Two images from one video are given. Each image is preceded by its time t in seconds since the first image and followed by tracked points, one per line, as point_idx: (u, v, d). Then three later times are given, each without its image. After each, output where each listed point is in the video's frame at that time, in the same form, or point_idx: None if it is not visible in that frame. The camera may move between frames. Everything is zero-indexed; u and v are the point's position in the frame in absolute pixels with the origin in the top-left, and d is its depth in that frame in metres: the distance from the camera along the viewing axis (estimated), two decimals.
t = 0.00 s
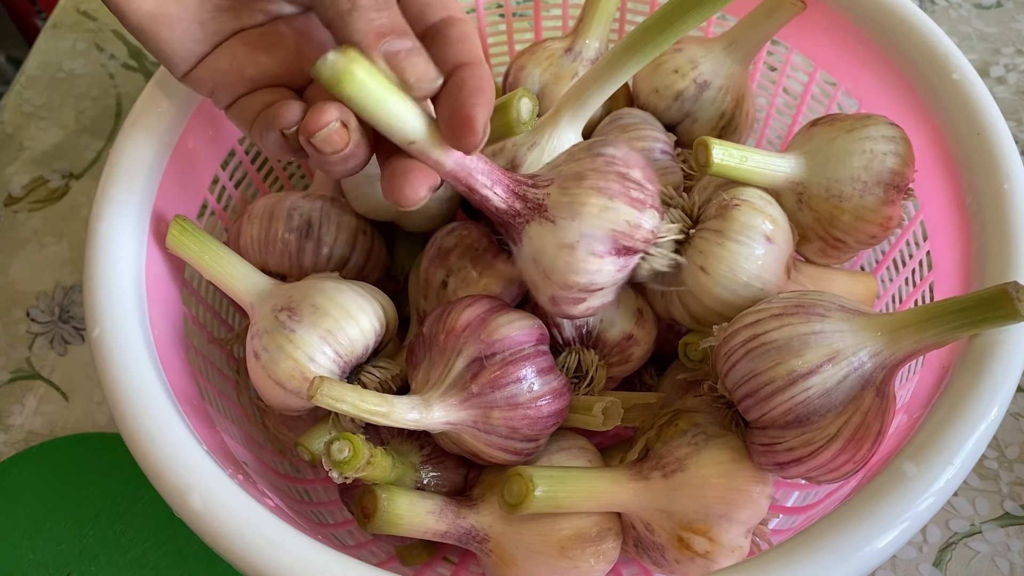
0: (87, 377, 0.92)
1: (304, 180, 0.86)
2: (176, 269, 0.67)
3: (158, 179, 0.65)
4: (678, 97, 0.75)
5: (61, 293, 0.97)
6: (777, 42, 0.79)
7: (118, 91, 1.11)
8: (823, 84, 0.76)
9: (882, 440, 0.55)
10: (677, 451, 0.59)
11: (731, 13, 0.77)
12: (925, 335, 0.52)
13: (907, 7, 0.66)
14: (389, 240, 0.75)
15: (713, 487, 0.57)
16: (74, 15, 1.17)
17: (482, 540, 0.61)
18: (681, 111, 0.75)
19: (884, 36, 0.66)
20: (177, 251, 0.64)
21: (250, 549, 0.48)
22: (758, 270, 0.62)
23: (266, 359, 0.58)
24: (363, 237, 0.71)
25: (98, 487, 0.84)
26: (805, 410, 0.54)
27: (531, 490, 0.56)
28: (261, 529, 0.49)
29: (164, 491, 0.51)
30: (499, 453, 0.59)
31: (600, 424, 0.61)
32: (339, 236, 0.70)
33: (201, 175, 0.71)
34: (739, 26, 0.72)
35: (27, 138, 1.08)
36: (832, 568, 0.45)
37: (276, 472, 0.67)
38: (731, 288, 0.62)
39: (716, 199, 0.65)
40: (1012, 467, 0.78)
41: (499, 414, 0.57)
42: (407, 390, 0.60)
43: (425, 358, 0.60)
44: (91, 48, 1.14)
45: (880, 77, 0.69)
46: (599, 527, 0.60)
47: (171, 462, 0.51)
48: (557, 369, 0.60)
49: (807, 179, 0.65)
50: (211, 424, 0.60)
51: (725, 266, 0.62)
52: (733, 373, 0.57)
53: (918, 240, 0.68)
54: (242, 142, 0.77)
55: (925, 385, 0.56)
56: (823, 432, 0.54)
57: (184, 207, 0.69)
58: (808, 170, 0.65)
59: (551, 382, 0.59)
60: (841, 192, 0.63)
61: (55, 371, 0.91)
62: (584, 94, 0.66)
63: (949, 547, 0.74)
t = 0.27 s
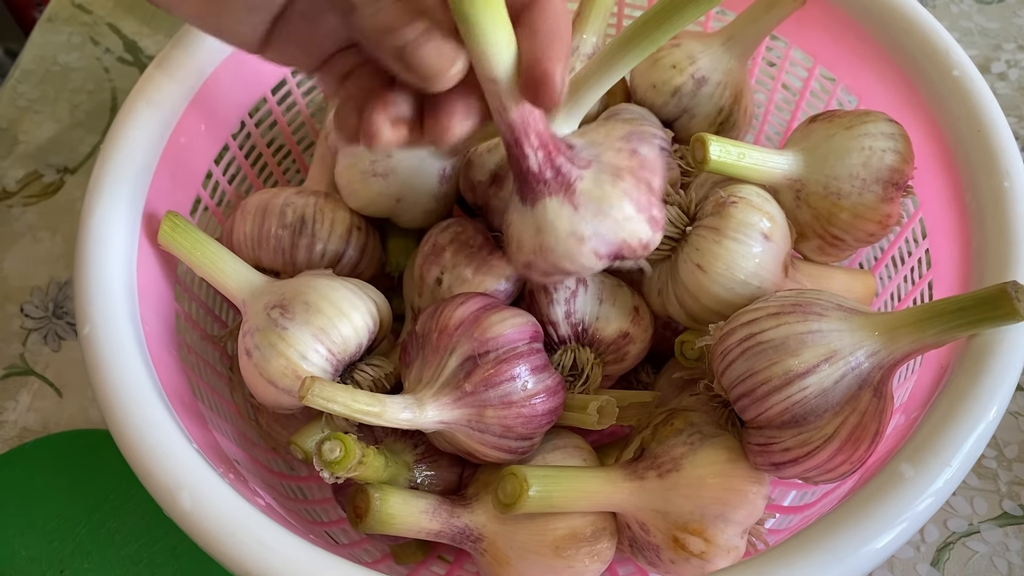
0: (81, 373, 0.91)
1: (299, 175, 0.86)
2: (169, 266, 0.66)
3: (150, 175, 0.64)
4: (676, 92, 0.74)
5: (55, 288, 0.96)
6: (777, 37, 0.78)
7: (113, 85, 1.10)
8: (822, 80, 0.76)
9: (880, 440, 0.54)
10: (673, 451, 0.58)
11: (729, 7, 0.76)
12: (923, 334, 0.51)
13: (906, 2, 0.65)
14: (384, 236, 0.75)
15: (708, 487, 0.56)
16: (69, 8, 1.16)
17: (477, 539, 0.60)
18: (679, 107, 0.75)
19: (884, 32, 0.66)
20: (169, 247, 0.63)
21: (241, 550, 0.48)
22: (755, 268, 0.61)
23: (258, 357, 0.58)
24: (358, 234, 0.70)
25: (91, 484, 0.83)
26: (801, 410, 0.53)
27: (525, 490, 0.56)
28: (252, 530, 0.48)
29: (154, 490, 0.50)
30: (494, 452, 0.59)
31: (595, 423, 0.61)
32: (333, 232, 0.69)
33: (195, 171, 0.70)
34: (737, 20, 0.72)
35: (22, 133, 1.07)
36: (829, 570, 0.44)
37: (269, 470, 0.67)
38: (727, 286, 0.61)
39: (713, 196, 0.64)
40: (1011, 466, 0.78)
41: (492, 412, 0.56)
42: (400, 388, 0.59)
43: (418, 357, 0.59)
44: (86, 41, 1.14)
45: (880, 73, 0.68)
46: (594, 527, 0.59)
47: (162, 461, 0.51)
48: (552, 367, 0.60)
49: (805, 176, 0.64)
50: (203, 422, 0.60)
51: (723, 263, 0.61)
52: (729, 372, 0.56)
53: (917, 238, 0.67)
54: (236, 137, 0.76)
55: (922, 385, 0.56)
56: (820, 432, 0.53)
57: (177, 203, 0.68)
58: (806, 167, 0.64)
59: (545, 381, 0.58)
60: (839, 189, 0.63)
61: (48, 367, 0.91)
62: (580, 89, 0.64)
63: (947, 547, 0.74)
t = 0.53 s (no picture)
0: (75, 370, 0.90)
1: (296, 169, 0.85)
2: (162, 263, 0.66)
3: (143, 170, 0.63)
4: (676, 88, 0.73)
5: (50, 284, 0.95)
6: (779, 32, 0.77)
7: (109, 78, 1.09)
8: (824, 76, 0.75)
9: (881, 441, 0.53)
10: (672, 452, 0.57)
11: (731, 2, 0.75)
12: (926, 335, 0.51)
13: None
14: (381, 232, 0.74)
15: (708, 489, 0.56)
16: (64, 1, 1.15)
17: (473, 540, 0.59)
18: (679, 103, 0.74)
19: (889, 27, 0.65)
20: (163, 243, 0.63)
21: (233, 551, 0.47)
22: (756, 267, 0.60)
23: (252, 355, 0.57)
24: (354, 230, 0.70)
25: (85, 482, 0.83)
26: (802, 411, 0.52)
27: (522, 490, 0.55)
28: (244, 531, 0.48)
29: (145, 491, 0.49)
30: (490, 452, 0.58)
31: (593, 423, 0.60)
32: (329, 228, 0.68)
33: (189, 166, 0.69)
34: (739, 15, 0.71)
35: (17, 127, 1.06)
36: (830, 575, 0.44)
37: (264, 469, 0.66)
38: (728, 284, 0.61)
39: (714, 193, 0.63)
40: (1013, 467, 0.77)
41: (490, 412, 0.55)
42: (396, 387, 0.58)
43: (415, 355, 0.59)
44: (82, 34, 1.12)
45: (883, 69, 0.67)
46: (592, 528, 0.58)
47: (153, 461, 0.50)
48: (550, 366, 0.59)
49: (807, 173, 0.63)
50: (196, 421, 0.59)
51: (723, 262, 0.60)
52: (729, 372, 0.56)
53: (920, 236, 0.66)
54: (231, 132, 0.75)
55: (924, 386, 0.55)
56: (820, 433, 0.53)
57: (170, 199, 0.67)
58: (808, 164, 0.63)
59: (543, 380, 0.57)
60: (841, 187, 0.62)
61: (43, 363, 0.90)
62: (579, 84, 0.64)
63: (948, 548, 0.73)
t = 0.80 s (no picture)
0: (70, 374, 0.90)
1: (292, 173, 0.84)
2: (156, 269, 0.65)
3: (138, 177, 0.63)
4: (675, 94, 0.72)
5: (45, 287, 0.95)
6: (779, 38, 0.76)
7: (105, 80, 1.09)
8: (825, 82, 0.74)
9: (880, 454, 0.53)
10: (669, 463, 0.57)
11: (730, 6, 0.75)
12: (926, 348, 0.50)
13: (912, 4, 0.64)
14: (378, 238, 0.74)
15: (705, 501, 0.55)
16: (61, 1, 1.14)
17: (468, 551, 0.59)
18: (678, 109, 0.73)
19: (889, 34, 0.64)
20: (157, 251, 0.62)
21: (226, 565, 0.47)
22: (754, 277, 0.60)
23: (246, 365, 0.57)
24: (350, 236, 0.69)
25: (80, 487, 0.82)
26: (800, 424, 0.52)
27: (517, 502, 0.55)
28: (237, 545, 0.47)
29: (137, 503, 0.49)
30: (486, 463, 0.57)
31: (590, 433, 0.59)
32: (324, 234, 0.68)
33: (184, 172, 0.69)
34: (739, 21, 0.70)
35: (12, 128, 1.05)
36: None
37: (258, 477, 0.66)
38: (726, 294, 0.60)
39: (713, 201, 0.63)
40: (1012, 476, 0.77)
41: (485, 423, 0.55)
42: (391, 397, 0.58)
43: (410, 365, 0.58)
44: (78, 35, 1.12)
45: (884, 77, 0.66)
46: (589, 539, 0.58)
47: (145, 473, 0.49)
48: (546, 377, 0.58)
49: (806, 182, 0.63)
50: (190, 430, 0.58)
51: (721, 271, 0.60)
52: (726, 384, 0.55)
53: (920, 245, 0.66)
54: (227, 136, 0.75)
55: (924, 398, 0.54)
56: (819, 446, 0.52)
57: (165, 205, 0.67)
58: (808, 172, 0.63)
59: (540, 391, 0.57)
60: (841, 196, 0.62)
61: (38, 368, 0.90)
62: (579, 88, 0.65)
63: (947, 558, 0.73)
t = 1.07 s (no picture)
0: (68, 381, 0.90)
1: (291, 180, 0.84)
2: (154, 280, 0.65)
3: (136, 187, 0.62)
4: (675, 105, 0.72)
5: (44, 293, 0.95)
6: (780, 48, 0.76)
7: (105, 84, 1.08)
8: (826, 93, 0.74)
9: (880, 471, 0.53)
10: (668, 478, 0.57)
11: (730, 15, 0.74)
12: (926, 366, 0.50)
13: (914, 17, 0.64)
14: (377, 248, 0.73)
15: (704, 517, 0.55)
16: (60, 4, 1.14)
17: (466, 565, 0.59)
18: (678, 120, 0.73)
19: (890, 47, 0.64)
20: (154, 262, 0.62)
21: None
22: (754, 291, 0.60)
23: (243, 378, 0.56)
24: (349, 246, 0.69)
25: (78, 495, 0.82)
26: (800, 441, 0.52)
27: (515, 517, 0.54)
28: (233, 563, 0.47)
29: (133, 519, 0.49)
30: (484, 477, 0.57)
31: (589, 448, 0.59)
32: (323, 245, 0.67)
33: (182, 181, 0.68)
34: (740, 32, 0.70)
35: (11, 133, 1.05)
36: None
37: (256, 489, 0.65)
38: (726, 308, 0.60)
39: (713, 215, 0.62)
40: (1011, 488, 0.77)
41: (483, 438, 0.55)
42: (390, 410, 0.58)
43: (408, 379, 0.58)
44: (77, 39, 1.11)
45: (886, 90, 0.66)
46: (587, 554, 0.58)
47: (141, 489, 0.49)
48: (545, 391, 0.58)
49: (807, 196, 0.63)
50: (187, 443, 0.58)
51: (721, 285, 0.60)
52: (726, 400, 0.55)
53: (921, 259, 0.66)
54: (226, 145, 0.74)
55: (924, 415, 0.54)
56: (818, 463, 0.52)
57: (164, 215, 0.66)
58: (808, 186, 0.63)
59: (538, 405, 0.57)
60: (842, 210, 0.61)
61: (36, 375, 0.89)
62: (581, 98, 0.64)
63: (946, 571, 0.73)
